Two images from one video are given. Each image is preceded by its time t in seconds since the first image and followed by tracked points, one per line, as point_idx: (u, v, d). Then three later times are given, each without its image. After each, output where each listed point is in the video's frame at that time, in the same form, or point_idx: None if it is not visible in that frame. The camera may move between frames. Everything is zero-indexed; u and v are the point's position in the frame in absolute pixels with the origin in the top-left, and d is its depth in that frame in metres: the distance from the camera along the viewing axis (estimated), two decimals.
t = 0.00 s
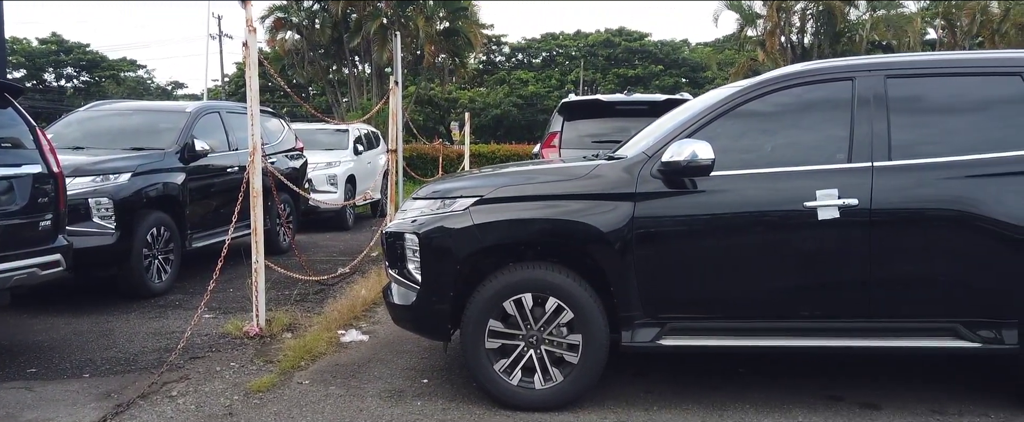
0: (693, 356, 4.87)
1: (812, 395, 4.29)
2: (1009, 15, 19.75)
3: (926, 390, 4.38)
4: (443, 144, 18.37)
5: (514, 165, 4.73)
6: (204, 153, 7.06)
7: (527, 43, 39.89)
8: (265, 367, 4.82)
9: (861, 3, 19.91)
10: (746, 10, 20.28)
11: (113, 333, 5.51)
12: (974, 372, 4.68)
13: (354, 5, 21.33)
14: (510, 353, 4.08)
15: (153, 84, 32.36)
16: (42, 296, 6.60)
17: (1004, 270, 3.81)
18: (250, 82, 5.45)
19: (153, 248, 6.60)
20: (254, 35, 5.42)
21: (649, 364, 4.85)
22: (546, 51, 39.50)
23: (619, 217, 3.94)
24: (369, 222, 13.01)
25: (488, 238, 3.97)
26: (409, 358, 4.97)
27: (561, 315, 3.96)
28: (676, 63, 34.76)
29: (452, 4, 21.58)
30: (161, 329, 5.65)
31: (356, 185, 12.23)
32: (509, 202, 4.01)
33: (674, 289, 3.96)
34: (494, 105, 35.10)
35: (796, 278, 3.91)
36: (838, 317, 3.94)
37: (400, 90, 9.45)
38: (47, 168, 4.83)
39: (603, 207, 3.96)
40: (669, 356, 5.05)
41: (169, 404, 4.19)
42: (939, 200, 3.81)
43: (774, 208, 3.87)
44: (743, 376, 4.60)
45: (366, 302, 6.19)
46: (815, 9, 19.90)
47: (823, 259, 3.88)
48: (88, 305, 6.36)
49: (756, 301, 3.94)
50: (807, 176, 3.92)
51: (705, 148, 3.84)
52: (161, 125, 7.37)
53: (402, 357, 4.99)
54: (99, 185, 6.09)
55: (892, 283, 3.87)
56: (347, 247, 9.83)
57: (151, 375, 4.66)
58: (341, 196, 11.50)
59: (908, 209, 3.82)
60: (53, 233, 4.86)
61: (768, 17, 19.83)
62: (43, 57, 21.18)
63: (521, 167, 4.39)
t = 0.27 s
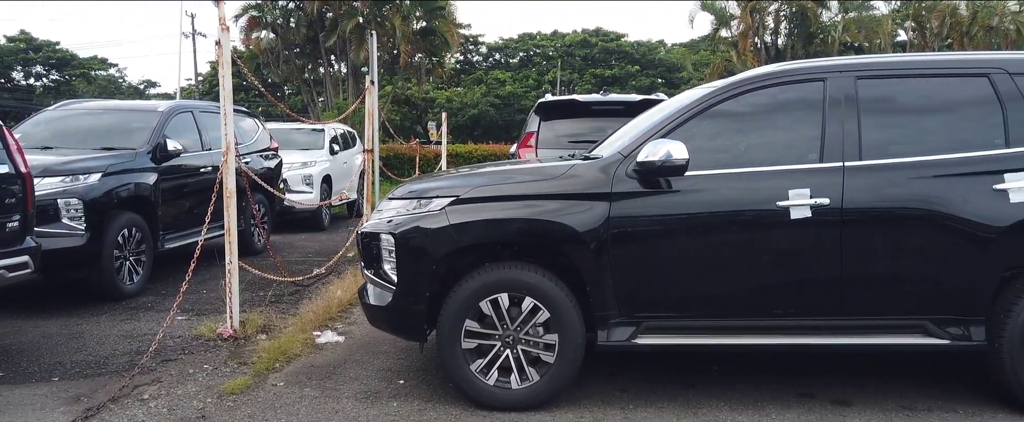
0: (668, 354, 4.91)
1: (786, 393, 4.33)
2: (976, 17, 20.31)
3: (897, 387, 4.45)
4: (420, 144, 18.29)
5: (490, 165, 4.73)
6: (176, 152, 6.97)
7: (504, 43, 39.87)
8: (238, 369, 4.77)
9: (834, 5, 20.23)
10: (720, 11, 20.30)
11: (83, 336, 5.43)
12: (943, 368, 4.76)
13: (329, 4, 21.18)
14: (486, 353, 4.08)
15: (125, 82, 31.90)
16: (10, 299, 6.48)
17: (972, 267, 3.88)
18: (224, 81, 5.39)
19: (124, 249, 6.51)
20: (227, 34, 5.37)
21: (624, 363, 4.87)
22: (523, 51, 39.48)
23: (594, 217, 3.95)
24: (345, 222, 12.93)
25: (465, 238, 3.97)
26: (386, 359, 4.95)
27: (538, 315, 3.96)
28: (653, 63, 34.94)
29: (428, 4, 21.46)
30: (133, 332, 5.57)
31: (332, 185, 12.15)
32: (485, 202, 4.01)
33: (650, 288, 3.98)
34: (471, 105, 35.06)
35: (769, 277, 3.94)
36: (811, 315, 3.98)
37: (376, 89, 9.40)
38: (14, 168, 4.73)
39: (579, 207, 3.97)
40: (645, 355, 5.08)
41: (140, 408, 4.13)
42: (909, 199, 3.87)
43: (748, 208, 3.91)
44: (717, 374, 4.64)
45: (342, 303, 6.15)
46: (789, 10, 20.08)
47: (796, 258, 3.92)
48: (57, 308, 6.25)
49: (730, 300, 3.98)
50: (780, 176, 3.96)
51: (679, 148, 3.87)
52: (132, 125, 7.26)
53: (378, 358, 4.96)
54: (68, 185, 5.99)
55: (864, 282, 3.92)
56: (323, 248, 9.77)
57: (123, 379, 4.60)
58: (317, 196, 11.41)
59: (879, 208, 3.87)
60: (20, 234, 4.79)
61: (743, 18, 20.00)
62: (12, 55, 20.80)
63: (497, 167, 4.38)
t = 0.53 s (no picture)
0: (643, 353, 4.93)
1: (759, 390, 4.37)
2: (944, 19, 20.75)
3: (868, 383, 4.51)
4: (396, 144, 18.24)
5: (465, 164, 4.72)
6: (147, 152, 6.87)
7: (480, 43, 39.83)
8: (211, 371, 4.72)
9: (805, 6, 20.65)
10: (695, 12, 20.54)
11: (51, 339, 5.33)
12: (912, 365, 4.84)
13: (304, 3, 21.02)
14: (462, 353, 4.07)
15: (96, 81, 31.43)
16: None
17: (939, 265, 3.95)
18: (195, 80, 5.32)
19: (93, 250, 6.41)
20: (199, 32, 5.31)
21: (600, 361, 4.89)
22: (500, 51, 39.43)
23: (569, 216, 3.96)
24: (320, 223, 12.84)
25: (440, 238, 3.96)
26: (361, 360, 4.92)
27: (513, 314, 3.96)
28: (628, 64, 35.10)
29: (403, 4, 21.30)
30: (102, 335, 5.49)
31: (307, 185, 12.06)
32: (459, 202, 4.00)
33: (624, 287, 4.00)
34: (447, 104, 34.99)
35: (742, 275, 3.98)
36: (783, 313, 4.03)
37: (351, 88, 9.34)
38: None
39: (555, 206, 3.98)
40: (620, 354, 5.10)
41: (110, 411, 4.07)
42: (878, 198, 3.92)
43: (721, 207, 3.94)
44: (692, 372, 4.67)
45: (316, 304, 6.10)
46: (762, 11, 20.25)
47: (769, 256, 3.96)
48: (24, 310, 6.14)
49: (704, 298, 4.01)
50: (752, 175, 4.00)
51: (653, 148, 3.89)
52: (102, 124, 7.15)
53: (353, 359, 4.93)
54: (35, 185, 5.88)
55: (835, 279, 3.97)
56: (297, 248, 9.69)
57: (92, 382, 4.52)
58: (291, 196, 11.32)
59: (849, 207, 3.92)
60: None
61: (716, 19, 20.17)
62: None
63: (472, 167, 4.38)
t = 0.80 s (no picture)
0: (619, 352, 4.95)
1: (732, 387, 4.41)
2: (913, 20, 21.09)
3: (839, 380, 4.56)
4: (372, 144, 18.12)
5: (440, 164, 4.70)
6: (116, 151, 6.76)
7: (456, 42, 39.73)
8: (182, 374, 4.65)
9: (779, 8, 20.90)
10: (669, 13, 20.65)
11: (17, 342, 5.23)
12: (882, 361, 4.91)
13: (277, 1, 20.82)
14: (437, 353, 4.06)
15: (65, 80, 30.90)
16: None
17: (909, 263, 4.01)
18: (165, 78, 5.25)
19: (61, 251, 6.29)
20: (169, 30, 5.23)
21: (576, 360, 4.90)
22: (476, 51, 39.35)
23: (544, 216, 3.96)
24: (295, 223, 12.72)
25: (415, 237, 3.94)
26: (335, 361, 4.88)
27: (489, 314, 3.96)
28: (604, 64, 35.21)
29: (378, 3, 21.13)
30: (70, 337, 5.39)
31: (281, 185, 11.94)
32: (434, 202, 3.99)
33: (599, 286, 4.01)
34: (423, 104, 34.87)
35: (716, 274, 4.01)
36: (756, 311, 4.06)
37: (325, 87, 9.26)
38: None
39: (530, 205, 3.98)
40: (596, 352, 5.12)
41: (78, 415, 4.00)
42: (849, 197, 3.97)
43: (695, 206, 3.97)
44: (667, 370, 4.70)
45: (290, 305, 6.05)
46: (736, 12, 20.40)
47: (742, 255, 4.00)
48: None
49: (678, 297, 4.03)
50: (725, 175, 4.03)
51: (627, 147, 3.90)
52: (70, 123, 7.01)
53: (328, 360, 4.89)
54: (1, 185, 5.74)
55: (807, 277, 4.02)
56: (271, 249, 9.59)
57: (59, 386, 4.44)
58: (265, 196, 11.21)
59: (821, 206, 3.97)
60: None
61: (690, 20, 20.29)
62: None
63: (447, 167, 4.36)
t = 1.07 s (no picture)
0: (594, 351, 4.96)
1: (706, 385, 4.44)
2: (882, 22, 21.44)
3: (811, 376, 4.62)
4: (346, 144, 18.00)
5: (415, 164, 4.68)
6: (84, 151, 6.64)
7: (432, 41, 39.62)
8: (152, 377, 4.58)
9: (752, 10, 21.14)
10: (644, 14, 20.76)
11: None
12: (853, 358, 4.97)
13: None
14: (412, 354, 4.04)
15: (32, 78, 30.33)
16: None
17: (879, 261, 4.06)
18: (135, 77, 5.17)
19: (27, 253, 6.17)
20: (139, 28, 5.15)
21: (551, 360, 4.91)
22: (451, 50, 39.25)
23: (519, 215, 3.96)
24: (268, 224, 12.60)
25: (390, 237, 3.92)
26: (309, 362, 4.84)
27: (464, 314, 3.95)
28: (579, 64, 35.31)
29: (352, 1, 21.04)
30: (37, 340, 5.29)
31: (254, 185, 11.82)
32: (409, 201, 3.97)
33: (576, 285, 4.02)
34: (398, 104, 34.73)
35: (690, 272, 4.04)
36: (730, 309, 4.10)
37: (299, 86, 9.18)
38: None
39: (505, 205, 3.97)
40: (571, 352, 5.13)
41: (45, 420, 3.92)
42: (820, 196, 4.02)
43: (669, 205, 3.99)
44: (642, 369, 4.73)
45: (263, 306, 5.99)
46: (710, 13, 20.58)
47: (716, 253, 4.03)
48: None
49: (653, 295, 4.05)
50: (699, 174, 4.06)
51: (602, 147, 3.91)
52: (36, 122, 6.88)
53: (302, 362, 4.85)
54: None
55: (779, 276, 4.06)
56: (244, 250, 9.49)
57: (26, 390, 4.35)
58: (238, 196, 11.09)
59: (792, 205, 4.01)
60: None
61: (664, 21, 20.43)
62: None
63: (422, 166, 4.35)
